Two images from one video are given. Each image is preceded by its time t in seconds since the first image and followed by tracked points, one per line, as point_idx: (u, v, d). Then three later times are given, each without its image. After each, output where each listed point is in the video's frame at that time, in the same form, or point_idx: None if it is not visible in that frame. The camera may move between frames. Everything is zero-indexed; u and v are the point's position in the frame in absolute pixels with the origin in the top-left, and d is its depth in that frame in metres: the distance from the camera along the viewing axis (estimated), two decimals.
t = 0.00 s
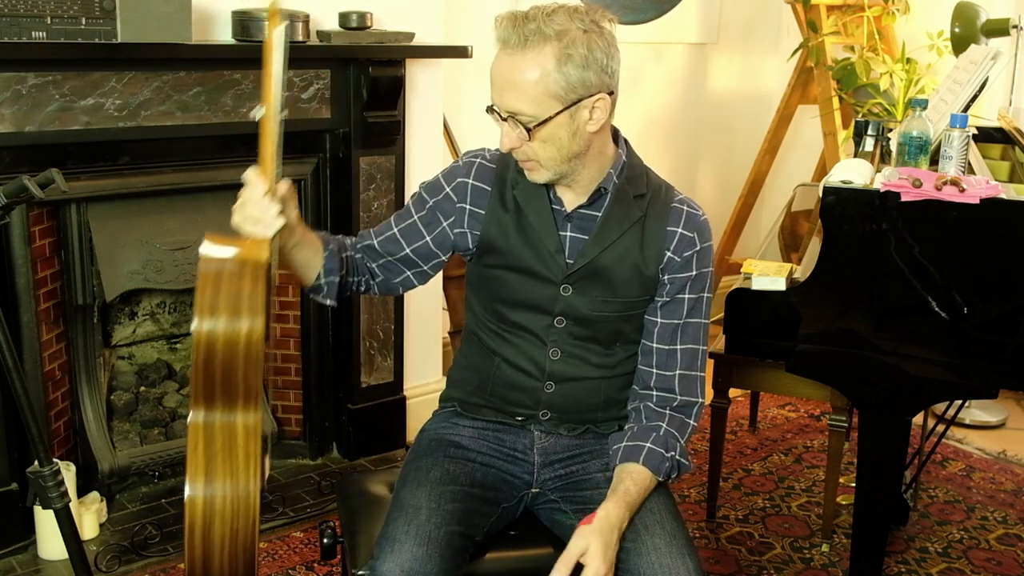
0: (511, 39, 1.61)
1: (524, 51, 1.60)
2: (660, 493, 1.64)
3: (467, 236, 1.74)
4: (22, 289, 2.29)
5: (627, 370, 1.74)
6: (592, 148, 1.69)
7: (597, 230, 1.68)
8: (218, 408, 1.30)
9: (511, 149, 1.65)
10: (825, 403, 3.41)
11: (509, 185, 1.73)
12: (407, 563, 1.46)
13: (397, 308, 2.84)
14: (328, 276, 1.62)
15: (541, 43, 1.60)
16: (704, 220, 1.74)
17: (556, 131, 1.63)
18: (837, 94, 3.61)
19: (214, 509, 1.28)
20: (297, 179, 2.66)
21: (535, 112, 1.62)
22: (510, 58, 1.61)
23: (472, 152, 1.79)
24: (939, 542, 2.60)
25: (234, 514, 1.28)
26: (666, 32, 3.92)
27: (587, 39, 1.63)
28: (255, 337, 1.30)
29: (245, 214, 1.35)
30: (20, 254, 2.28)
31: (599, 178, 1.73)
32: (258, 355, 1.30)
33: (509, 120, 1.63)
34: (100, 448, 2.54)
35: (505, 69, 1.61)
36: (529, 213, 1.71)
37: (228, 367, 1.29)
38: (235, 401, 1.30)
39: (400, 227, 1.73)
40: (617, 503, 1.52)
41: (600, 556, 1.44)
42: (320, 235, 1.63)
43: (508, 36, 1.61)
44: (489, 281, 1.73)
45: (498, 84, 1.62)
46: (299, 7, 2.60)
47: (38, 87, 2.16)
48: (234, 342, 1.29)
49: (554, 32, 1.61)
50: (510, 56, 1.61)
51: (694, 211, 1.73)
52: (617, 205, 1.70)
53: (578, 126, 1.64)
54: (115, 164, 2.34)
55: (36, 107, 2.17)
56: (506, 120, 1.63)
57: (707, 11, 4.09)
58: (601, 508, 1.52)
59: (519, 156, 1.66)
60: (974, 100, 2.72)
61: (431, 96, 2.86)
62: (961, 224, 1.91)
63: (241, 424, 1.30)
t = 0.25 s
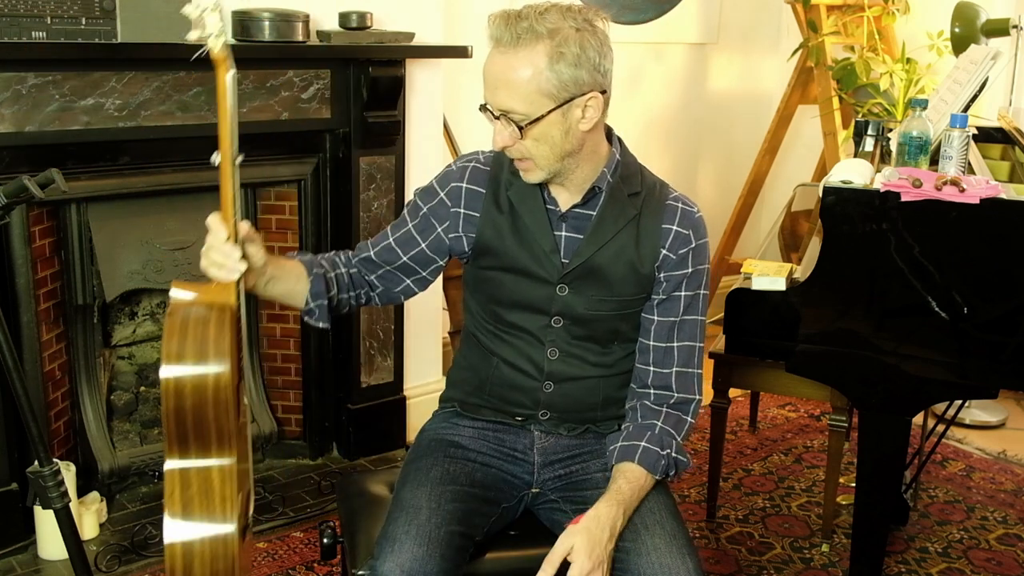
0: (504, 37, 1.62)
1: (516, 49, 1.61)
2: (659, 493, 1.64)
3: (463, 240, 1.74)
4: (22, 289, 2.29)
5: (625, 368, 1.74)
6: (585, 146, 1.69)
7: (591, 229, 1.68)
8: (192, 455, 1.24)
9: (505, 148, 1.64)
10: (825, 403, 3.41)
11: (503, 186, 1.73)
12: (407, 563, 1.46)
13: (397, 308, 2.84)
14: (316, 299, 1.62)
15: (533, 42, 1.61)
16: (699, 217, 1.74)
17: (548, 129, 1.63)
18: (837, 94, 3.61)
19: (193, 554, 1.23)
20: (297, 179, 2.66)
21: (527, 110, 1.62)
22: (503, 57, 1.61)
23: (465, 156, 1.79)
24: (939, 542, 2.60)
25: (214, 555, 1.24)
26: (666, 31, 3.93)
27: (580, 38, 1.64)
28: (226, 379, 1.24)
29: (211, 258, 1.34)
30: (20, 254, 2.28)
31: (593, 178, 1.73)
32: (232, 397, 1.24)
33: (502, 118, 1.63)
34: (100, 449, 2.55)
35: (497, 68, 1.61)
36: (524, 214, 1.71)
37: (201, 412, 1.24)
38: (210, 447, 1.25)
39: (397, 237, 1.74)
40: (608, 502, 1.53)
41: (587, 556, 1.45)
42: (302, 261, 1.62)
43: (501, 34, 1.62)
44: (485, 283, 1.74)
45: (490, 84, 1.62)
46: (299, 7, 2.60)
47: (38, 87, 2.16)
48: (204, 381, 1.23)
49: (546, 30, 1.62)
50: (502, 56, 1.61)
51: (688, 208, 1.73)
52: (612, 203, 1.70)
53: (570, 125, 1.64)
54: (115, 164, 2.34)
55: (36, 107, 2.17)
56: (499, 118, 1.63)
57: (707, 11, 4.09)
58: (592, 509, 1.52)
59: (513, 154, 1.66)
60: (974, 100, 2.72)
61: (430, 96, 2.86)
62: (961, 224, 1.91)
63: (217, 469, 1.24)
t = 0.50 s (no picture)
0: (507, 18, 1.65)
1: (516, 31, 1.64)
2: (658, 491, 1.64)
3: (458, 244, 1.75)
4: (22, 289, 2.29)
5: (623, 367, 1.74)
6: (571, 143, 1.69)
7: (585, 228, 1.68)
8: (167, 497, 1.30)
9: (489, 128, 1.67)
10: (825, 403, 3.41)
11: (497, 188, 1.73)
12: (408, 563, 1.46)
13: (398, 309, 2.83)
14: (309, 322, 1.62)
15: (534, 28, 1.63)
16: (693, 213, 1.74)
17: (532, 116, 1.65)
18: (837, 94, 3.61)
19: None
20: (297, 179, 2.66)
21: (515, 92, 1.64)
22: (503, 39, 1.64)
23: (459, 160, 1.79)
24: (939, 542, 2.60)
25: None
26: (666, 31, 3.93)
27: (581, 33, 1.65)
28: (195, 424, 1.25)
29: (191, 297, 1.35)
30: (21, 254, 2.28)
31: (583, 177, 1.73)
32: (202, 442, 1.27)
33: (491, 96, 1.66)
34: (100, 448, 2.55)
35: (497, 47, 1.65)
36: (518, 215, 1.71)
37: (173, 456, 1.27)
38: (184, 488, 1.30)
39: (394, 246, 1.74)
40: (605, 504, 1.52)
41: (585, 556, 1.45)
42: (289, 286, 1.62)
43: (505, 15, 1.65)
44: (481, 285, 1.74)
45: (487, 63, 1.66)
46: (299, 7, 2.60)
47: (38, 87, 2.16)
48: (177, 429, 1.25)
49: (549, 20, 1.64)
50: (503, 38, 1.65)
51: (682, 205, 1.73)
52: (605, 202, 1.70)
53: (556, 118, 1.65)
54: (115, 164, 2.34)
55: (36, 107, 2.17)
56: (488, 96, 1.66)
57: (707, 10, 4.09)
58: (590, 510, 1.52)
59: (496, 137, 1.68)
60: (974, 100, 2.72)
61: (430, 96, 2.86)
62: (961, 224, 1.91)
63: (191, 509, 1.30)
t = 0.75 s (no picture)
0: (508, 9, 1.66)
1: (516, 22, 1.65)
2: (659, 490, 1.64)
3: (455, 246, 1.75)
4: (22, 289, 2.29)
5: (622, 366, 1.74)
6: (565, 138, 1.69)
7: (581, 228, 1.68)
8: (149, 530, 1.44)
9: (484, 117, 1.68)
10: (825, 403, 3.41)
11: (492, 189, 1.73)
12: (408, 563, 1.46)
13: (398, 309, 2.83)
14: (293, 337, 1.62)
15: (534, 19, 1.64)
16: (689, 211, 1.74)
17: (527, 107, 1.65)
18: (837, 94, 3.61)
19: None
20: (297, 179, 2.66)
21: (511, 82, 1.65)
22: (503, 29, 1.65)
23: (454, 162, 1.79)
24: (939, 542, 2.60)
25: None
26: (666, 31, 3.93)
27: (581, 28, 1.66)
28: (163, 453, 1.37)
29: (161, 330, 1.43)
30: (20, 254, 2.28)
31: (579, 176, 1.73)
32: (172, 472, 1.38)
33: (487, 85, 1.67)
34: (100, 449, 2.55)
35: (497, 36, 1.66)
36: (514, 216, 1.71)
37: (147, 489, 1.39)
38: (162, 518, 1.43)
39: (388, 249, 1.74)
40: (605, 504, 1.52)
41: (585, 556, 1.45)
42: (270, 303, 1.62)
43: (506, 6, 1.66)
44: (479, 286, 1.74)
45: (487, 52, 1.67)
46: (299, 7, 2.60)
47: (38, 87, 2.16)
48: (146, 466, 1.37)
49: (550, 12, 1.64)
50: (504, 27, 1.66)
51: (678, 203, 1.73)
52: (601, 201, 1.70)
53: (550, 111, 1.66)
54: (115, 164, 2.35)
55: (36, 107, 2.17)
56: (484, 86, 1.67)
57: (707, 10, 4.09)
58: (590, 511, 1.52)
59: (490, 128, 1.69)
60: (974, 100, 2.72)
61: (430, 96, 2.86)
62: (961, 224, 1.91)
63: (171, 538, 1.44)
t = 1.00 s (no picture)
0: (505, 6, 1.66)
1: (514, 19, 1.65)
2: (657, 490, 1.64)
3: (451, 246, 1.75)
4: (22, 289, 2.29)
5: (621, 365, 1.74)
6: (561, 137, 1.69)
7: (578, 228, 1.68)
8: (131, 540, 1.50)
9: (480, 115, 1.67)
10: (825, 403, 3.41)
11: (488, 190, 1.73)
12: (408, 563, 1.46)
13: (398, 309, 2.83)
14: (271, 340, 1.61)
15: (531, 16, 1.64)
16: (685, 210, 1.74)
17: (524, 105, 1.65)
18: (837, 94, 3.61)
19: None
20: (297, 179, 2.66)
21: (508, 79, 1.65)
22: (500, 26, 1.65)
23: (450, 163, 1.79)
24: (939, 542, 2.60)
25: None
26: (666, 31, 3.93)
27: (578, 27, 1.66)
28: (134, 463, 1.41)
29: (127, 341, 1.45)
30: (20, 254, 2.28)
31: (575, 176, 1.73)
32: (143, 480, 1.43)
33: (484, 83, 1.66)
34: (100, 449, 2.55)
35: (493, 34, 1.66)
36: (511, 217, 1.71)
37: (123, 499, 1.44)
38: (142, 527, 1.49)
39: (382, 249, 1.74)
40: (604, 504, 1.52)
41: (583, 557, 1.45)
42: (247, 305, 1.62)
43: (503, 4, 1.66)
44: (477, 287, 1.74)
45: (483, 50, 1.66)
46: (299, 7, 2.60)
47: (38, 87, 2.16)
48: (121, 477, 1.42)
49: (548, 10, 1.65)
50: (501, 25, 1.66)
51: (674, 202, 1.73)
52: (597, 201, 1.70)
53: (547, 109, 1.66)
54: (115, 164, 2.35)
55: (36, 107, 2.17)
56: (481, 83, 1.67)
57: (707, 10, 4.09)
58: (588, 511, 1.52)
59: (486, 126, 1.69)
60: (974, 100, 2.72)
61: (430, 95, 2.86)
62: (961, 224, 1.91)
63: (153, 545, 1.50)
